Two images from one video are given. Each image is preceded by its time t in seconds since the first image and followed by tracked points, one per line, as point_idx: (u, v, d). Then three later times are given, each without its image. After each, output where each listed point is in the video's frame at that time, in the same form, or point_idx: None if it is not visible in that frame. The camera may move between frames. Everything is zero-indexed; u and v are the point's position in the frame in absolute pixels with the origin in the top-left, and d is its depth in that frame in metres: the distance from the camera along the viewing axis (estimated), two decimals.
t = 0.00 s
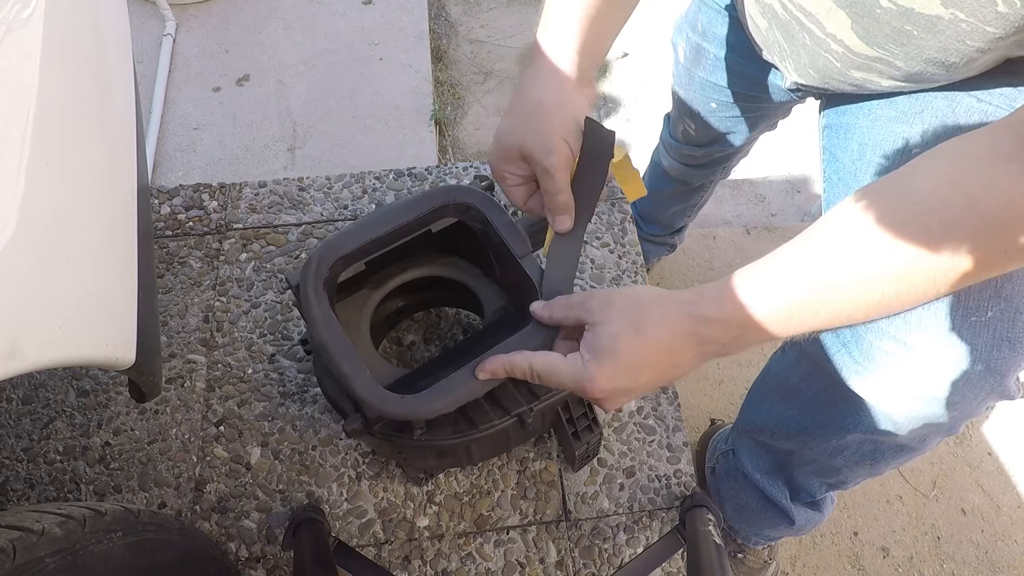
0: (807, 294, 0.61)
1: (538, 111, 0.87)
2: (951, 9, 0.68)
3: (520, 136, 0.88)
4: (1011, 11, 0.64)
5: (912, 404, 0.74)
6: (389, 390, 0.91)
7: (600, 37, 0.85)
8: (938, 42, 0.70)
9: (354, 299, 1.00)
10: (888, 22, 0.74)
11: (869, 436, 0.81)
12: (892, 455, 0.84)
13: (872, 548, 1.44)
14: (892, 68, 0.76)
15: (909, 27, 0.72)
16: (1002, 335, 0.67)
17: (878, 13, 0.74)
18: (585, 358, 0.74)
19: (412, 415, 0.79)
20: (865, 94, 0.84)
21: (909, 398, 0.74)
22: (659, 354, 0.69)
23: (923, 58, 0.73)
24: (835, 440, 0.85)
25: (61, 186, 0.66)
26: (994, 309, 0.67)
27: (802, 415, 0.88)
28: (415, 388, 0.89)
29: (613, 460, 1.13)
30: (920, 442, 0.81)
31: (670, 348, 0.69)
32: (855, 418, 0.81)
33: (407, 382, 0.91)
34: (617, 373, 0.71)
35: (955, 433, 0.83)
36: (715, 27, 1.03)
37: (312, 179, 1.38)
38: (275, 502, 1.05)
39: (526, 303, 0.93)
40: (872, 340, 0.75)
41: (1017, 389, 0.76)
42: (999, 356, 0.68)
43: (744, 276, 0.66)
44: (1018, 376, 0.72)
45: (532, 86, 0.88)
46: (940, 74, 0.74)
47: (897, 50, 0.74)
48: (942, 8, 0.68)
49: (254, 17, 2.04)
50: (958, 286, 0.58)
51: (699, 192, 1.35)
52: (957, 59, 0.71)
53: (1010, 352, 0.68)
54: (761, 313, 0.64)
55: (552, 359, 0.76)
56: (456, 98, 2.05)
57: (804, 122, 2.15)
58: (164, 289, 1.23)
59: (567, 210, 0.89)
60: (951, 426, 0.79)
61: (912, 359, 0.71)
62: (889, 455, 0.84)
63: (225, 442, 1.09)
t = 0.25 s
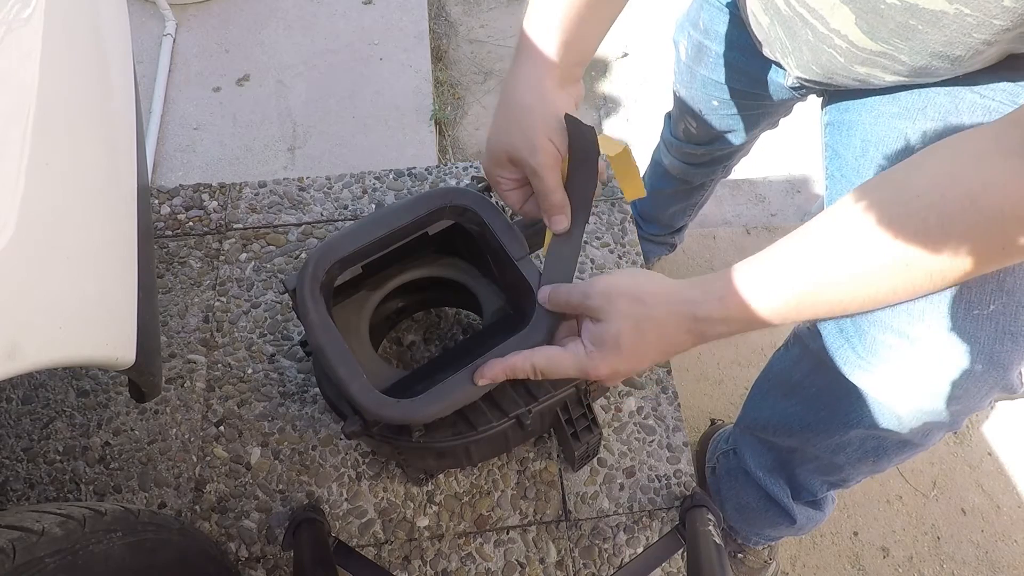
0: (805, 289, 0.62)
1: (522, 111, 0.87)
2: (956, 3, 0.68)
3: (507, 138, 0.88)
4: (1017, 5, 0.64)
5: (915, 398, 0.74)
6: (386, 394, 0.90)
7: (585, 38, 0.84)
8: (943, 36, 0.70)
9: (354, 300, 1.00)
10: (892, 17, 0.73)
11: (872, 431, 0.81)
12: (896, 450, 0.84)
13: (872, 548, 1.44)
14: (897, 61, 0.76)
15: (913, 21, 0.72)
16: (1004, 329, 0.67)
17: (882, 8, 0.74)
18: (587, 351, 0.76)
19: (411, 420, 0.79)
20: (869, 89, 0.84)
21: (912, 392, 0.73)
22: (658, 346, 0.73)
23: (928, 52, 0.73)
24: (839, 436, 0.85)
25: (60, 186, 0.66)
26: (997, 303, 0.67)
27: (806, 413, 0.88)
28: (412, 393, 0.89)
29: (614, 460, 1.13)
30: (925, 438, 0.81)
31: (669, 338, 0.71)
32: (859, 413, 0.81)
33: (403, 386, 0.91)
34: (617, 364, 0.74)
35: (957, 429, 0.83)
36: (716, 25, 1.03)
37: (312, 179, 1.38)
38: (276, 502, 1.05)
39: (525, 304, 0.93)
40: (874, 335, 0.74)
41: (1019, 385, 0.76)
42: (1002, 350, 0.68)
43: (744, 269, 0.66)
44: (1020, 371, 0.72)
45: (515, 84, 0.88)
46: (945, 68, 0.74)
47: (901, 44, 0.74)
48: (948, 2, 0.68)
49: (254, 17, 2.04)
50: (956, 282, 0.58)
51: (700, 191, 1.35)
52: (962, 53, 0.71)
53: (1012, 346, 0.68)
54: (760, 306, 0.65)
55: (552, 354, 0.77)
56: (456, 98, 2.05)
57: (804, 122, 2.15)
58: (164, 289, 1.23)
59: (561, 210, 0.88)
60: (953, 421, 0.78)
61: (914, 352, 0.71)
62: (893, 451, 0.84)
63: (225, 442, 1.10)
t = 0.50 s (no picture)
0: (803, 289, 0.62)
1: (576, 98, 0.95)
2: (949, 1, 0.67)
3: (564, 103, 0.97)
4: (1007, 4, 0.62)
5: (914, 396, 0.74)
6: (385, 395, 0.90)
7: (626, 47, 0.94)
8: (937, 34, 0.70)
9: (353, 300, 1.00)
10: (885, 15, 0.73)
11: (868, 428, 0.81)
12: (893, 450, 0.84)
13: (872, 548, 1.44)
14: (892, 59, 0.76)
15: (906, 19, 0.71)
16: (999, 326, 0.67)
17: (875, 6, 0.73)
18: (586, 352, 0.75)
19: (407, 420, 0.79)
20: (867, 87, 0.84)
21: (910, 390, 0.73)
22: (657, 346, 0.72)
23: (922, 50, 0.72)
24: (835, 434, 0.85)
25: (61, 187, 0.66)
26: (991, 299, 0.67)
27: (806, 412, 0.88)
28: (410, 393, 0.89)
29: (613, 460, 1.13)
30: (921, 434, 0.81)
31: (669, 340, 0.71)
32: (856, 411, 0.81)
33: (403, 387, 0.91)
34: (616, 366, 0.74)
35: (955, 427, 0.83)
36: (716, 23, 1.04)
37: (312, 179, 1.38)
38: (275, 502, 1.05)
39: (524, 304, 0.93)
40: (871, 332, 0.74)
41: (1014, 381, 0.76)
42: (996, 346, 0.68)
43: (741, 269, 0.66)
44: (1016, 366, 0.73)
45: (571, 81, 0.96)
46: (937, 65, 0.73)
47: (895, 43, 0.74)
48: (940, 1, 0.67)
49: (254, 17, 2.04)
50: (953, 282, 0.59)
51: (699, 190, 1.35)
52: (955, 51, 0.70)
53: (1008, 342, 0.68)
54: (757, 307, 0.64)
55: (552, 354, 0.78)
56: (456, 98, 2.05)
57: (804, 122, 2.15)
58: (164, 289, 1.23)
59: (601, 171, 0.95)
60: (950, 417, 0.78)
61: (911, 349, 0.71)
62: (890, 449, 0.84)
63: (225, 442, 1.10)
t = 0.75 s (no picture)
0: (805, 294, 0.62)
1: (586, 130, 0.90)
2: (957, 11, 0.67)
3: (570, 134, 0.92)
4: (1017, 14, 0.63)
5: (922, 398, 0.73)
6: (386, 395, 0.90)
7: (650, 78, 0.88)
8: (944, 44, 0.70)
9: (354, 299, 1.00)
10: (892, 24, 0.73)
11: (872, 431, 0.81)
12: (896, 451, 0.84)
13: (872, 548, 1.44)
14: (896, 70, 0.76)
15: (915, 29, 0.72)
16: (1006, 329, 0.67)
17: (884, 15, 0.74)
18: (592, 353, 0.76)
19: (409, 420, 0.79)
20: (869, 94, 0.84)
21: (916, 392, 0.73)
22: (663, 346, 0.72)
23: (928, 61, 0.72)
24: (839, 436, 0.85)
25: (60, 187, 0.66)
26: (998, 303, 0.67)
27: (806, 411, 0.88)
28: (412, 392, 0.89)
29: (614, 460, 1.13)
30: (925, 436, 0.80)
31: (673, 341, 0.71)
32: (860, 412, 0.81)
33: (403, 386, 0.91)
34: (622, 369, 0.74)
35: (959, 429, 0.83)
36: (719, 25, 1.03)
37: (312, 179, 1.38)
38: (275, 502, 1.05)
39: (525, 304, 0.93)
40: (878, 337, 0.74)
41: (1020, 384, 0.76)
42: (1002, 349, 0.68)
43: (744, 275, 0.67)
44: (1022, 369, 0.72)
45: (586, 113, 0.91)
46: (938, 75, 0.73)
47: (901, 52, 0.74)
48: (948, 10, 0.68)
49: (254, 18, 2.04)
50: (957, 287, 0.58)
51: (700, 191, 1.35)
52: (961, 62, 0.70)
53: (1014, 346, 0.68)
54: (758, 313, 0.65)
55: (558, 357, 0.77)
56: (456, 98, 2.05)
57: (804, 122, 2.15)
58: (164, 289, 1.23)
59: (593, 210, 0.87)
60: (954, 420, 0.78)
61: (917, 353, 0.71)
62: (893, 451, 0.84)
63: (225, 442, 1.09)
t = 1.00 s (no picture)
0: (808, 302, 0.61)
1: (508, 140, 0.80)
2: (970, 13, 0.67)
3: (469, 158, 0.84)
4: None
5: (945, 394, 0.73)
6: (387, 395, 0.90)
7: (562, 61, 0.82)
8: (952, 47, 0.70)
9: (355, 300, 1.00)
10: (902, 25, 0.72)
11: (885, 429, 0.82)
12: (908, 446, 0.84)
13: (872, 548, 1.44)
14: (900, 71, 0.76)
15: (923, 30, 0.71)
16: None
17: (893, 15, 0.73)
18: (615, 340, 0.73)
19: (410, 420, 0.79)
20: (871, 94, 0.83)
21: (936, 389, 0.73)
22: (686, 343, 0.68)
23: (933, 64, 0.72)
24: (852, 434, 0.85)
25: (60, 186, 0.66)
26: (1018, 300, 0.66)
27: (817, 406, 0.88)
28: (414, 393, 0.90)
29: (614, 460, 1.13)
30: (941, 430, 0.80)
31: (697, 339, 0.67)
32: (873, 410, 0.81)
33: (404, 387, 0.91)
34: (642, 363, 0.69)
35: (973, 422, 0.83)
36: (710, 25, 1.03)
37: (312, 179, 1.38)
38: (276, 502, 1.05)
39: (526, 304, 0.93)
40: (897, 337, 0.74)
41: None
42: None
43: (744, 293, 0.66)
44: None
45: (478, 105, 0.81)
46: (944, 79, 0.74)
47: (906, 54, 0.74)
48: (959, 11, 0.67)
49: (254, 17, 2.04)
50: (958, 294, 0.58)
51: (696, 191, 1.36)
52: (967, 66, 0.71)
53: None
54: (759, 327, 0.64)
55: (580, 340, 0.76)
56: (456, 98, 2.05)
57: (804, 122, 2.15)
58: (163, 289, 1.23)
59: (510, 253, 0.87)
60: (971, 413, 0.79)
61: (936, 352, 0.71)
62: (908, 446, 0.84)
63: (225, 442, 1.09)
